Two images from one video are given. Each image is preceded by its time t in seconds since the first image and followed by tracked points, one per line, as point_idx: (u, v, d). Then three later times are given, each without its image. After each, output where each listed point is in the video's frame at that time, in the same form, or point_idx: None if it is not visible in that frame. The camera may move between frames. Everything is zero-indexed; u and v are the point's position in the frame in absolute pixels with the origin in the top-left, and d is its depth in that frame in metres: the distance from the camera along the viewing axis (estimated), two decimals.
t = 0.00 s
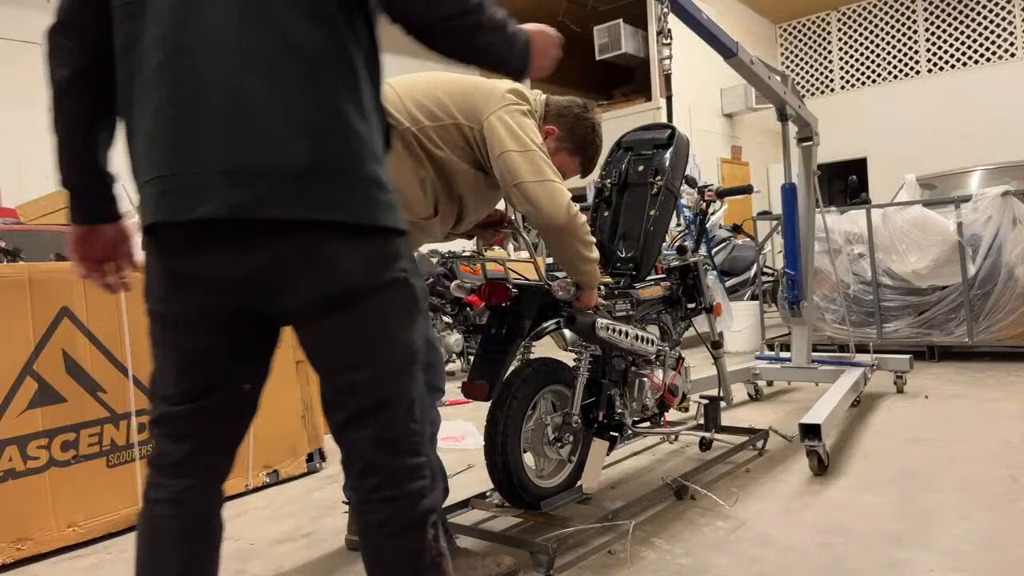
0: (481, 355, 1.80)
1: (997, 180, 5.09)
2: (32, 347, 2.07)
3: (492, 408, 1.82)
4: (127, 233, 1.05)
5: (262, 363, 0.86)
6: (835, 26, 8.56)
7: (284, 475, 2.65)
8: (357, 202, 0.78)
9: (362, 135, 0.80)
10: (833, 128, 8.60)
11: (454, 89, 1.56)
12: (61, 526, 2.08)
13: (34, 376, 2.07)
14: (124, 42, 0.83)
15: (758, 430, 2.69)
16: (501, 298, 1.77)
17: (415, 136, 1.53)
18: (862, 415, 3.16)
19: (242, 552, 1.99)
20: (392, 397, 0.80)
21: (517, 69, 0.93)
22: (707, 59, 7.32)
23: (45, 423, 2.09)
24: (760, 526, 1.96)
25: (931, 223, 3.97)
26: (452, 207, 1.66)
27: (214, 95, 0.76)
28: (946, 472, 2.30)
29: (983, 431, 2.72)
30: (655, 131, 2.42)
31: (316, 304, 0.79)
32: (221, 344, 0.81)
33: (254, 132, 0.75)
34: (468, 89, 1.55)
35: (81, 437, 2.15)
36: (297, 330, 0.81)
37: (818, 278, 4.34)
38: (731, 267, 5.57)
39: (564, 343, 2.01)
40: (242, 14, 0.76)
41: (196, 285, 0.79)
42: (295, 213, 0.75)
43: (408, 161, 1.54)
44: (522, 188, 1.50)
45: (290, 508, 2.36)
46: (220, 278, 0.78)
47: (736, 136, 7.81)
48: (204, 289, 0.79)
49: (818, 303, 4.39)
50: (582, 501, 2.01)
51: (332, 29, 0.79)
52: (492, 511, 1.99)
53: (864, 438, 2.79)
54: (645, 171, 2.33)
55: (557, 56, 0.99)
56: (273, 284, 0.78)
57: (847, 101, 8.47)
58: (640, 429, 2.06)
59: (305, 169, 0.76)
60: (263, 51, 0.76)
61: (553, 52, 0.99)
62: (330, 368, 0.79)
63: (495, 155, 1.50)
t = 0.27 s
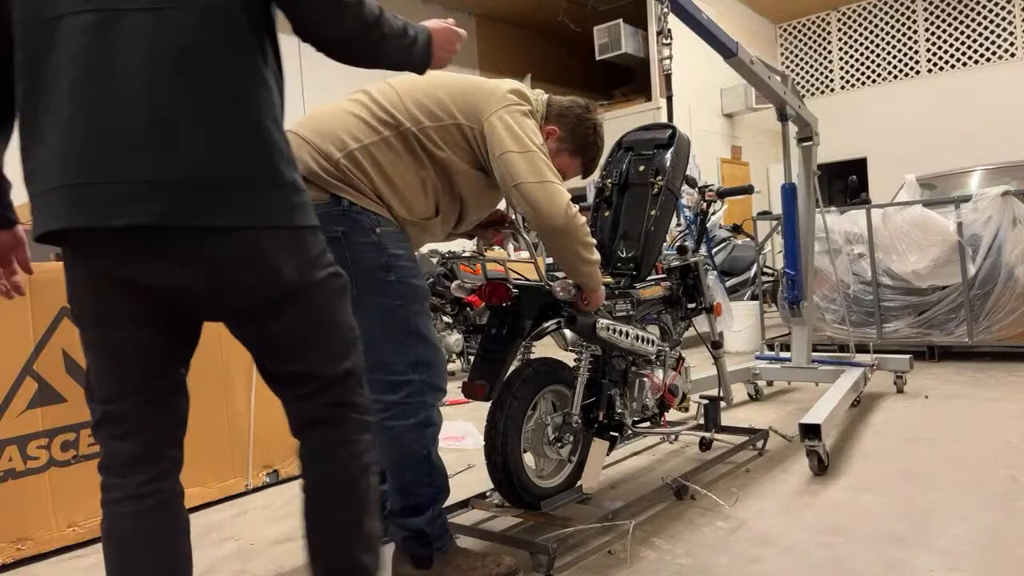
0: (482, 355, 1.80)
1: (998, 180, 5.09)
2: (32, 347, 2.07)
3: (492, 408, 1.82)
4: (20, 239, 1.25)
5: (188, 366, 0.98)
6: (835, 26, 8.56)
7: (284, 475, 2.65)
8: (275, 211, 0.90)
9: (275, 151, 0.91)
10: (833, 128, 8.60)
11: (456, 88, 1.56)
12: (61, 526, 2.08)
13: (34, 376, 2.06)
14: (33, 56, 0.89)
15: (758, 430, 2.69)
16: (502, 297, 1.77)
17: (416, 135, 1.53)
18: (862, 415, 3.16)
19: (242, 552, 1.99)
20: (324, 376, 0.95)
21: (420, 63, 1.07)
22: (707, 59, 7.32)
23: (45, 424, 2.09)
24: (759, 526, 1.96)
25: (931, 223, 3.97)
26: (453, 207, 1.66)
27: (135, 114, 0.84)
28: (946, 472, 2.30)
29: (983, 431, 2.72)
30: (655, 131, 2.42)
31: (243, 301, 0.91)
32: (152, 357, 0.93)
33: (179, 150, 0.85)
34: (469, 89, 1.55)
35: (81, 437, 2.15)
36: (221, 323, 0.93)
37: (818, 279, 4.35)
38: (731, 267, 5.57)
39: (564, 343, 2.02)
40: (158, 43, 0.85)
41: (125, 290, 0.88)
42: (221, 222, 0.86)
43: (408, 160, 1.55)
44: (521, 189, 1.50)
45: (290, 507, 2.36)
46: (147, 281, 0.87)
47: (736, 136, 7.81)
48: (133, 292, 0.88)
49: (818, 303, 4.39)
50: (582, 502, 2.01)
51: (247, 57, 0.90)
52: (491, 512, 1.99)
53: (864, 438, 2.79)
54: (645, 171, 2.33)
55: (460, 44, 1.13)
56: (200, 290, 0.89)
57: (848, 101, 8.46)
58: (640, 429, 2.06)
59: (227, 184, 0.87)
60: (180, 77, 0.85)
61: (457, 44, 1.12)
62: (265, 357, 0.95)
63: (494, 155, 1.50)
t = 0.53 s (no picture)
0: (482, 355, 1.81)
1: (997, 180, 5.10)
2: (32, 347, 2.07)
3: (492, 408, 1.82)
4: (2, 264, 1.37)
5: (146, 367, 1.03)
6: (835, 26, 8.56)
7: (284, 475, 2.65)
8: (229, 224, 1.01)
9: (226, 173, 1.02)
10: (833, 128, 8.60)
11: (457, 88, 1.56)
12: (61, 526, 2.08)
13: (34, 376, 2.06)
14: None
15: (758, 430, 2.69)
16: (502, 297, 1.77)
17: (416, 136, 1.54)
18: (862, 415, 3.16)
19: (242, 552, 1.99)
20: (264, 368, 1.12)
21: (374, 61, 1.22)
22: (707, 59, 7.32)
23: (45, 424, 2.09)
24: (759, 526, 1.96)
25: (931, 223, 3.97)
26: (454, 207, 1.66)
27: (100, 136, 0.93)
28: (946, 472, 2.30)
29: (984, 431, 2.72)
30: (654, 131, 2.42)
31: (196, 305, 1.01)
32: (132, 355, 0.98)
33: (144, 168, 0.94)
34: (469, 89, 1.56)
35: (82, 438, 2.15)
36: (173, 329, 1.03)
37: (818, 279, 4.35)
38: (731, 267, 5.57)
39: (564, 343, 2.02)
40: (127, 74, 0.94)
41: (102, 293, 0.95)
42: (180, 236, 0.96)
43: (409, 160, 1.55)
44: (522, 191, 1.49)
45: (289, 507, 2.36)
46: (109, 283, 0.95)
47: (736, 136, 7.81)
48: (108, 296, 0.95)
49: (818, 303, 4.39)
50: (582, 502, 2.01)
51: (203, 87, 1.01)
52: (491, 511, 1.99)
53: (864, 438, 2.79)
54: (645, 171, 2.33)
55: (407, 36, 1.27)
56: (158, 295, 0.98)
57: (848, 101, 8.46)
58: (640, 429, 2.06)
59: (186, 200, 0.97)
60: (145, 101, 0.95)
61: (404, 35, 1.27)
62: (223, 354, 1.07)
63: (495, 156, 1.50)
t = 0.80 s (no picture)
0: (483, 355, 1.81)
1: (998, 180, 5.09)
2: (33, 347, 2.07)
3: (492, 408, 1.82)
4: None
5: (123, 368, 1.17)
6: (835, 26, 8.56)
7: (284, 475, 2.66)
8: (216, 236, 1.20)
9: (213, 192, 1.21)
10: (833, 128, 8.60)
11: (459, 89, 1.57)
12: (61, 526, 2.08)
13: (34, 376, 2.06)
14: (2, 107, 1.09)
15: (758, 430, 2.69)
16: (502, 297, 1.77)
17: (419, 136, 1.54)
18: (862, 415, 3.16)
19: (242, 552, 1.99)
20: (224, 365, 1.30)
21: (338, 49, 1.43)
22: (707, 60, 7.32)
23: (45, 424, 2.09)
24: (759, 526, 1.96)
25: (931, 223, 3.96)
26: (456, 206, 1.66)
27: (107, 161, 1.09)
28: (947, 472, 2.30)
29: (984, 431, 2.72)
30: (654, 131, 2.42)
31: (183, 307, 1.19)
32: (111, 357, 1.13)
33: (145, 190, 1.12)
34: (471, 89, 1.56)
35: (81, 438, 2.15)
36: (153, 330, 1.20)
37: (818, 279, 4.35)
38: (731, 267, 5.57)
39: (564, 343, 2.02)
40: (128, 106, 1.12)
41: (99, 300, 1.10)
42: (177, 249, 1.14)
43: (411, 160, 1.55)
44: (524, 190, 1.49)
45: (289, 507, 2.36)
46: (110, 290, 1.11)
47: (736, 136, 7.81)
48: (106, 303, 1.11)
49: (818, 303, 4.39)
50: (582, 502, 2.01)
51: (193, 119, 1.19)
52: (491, 511, 1.99)
53: (864, 438, 2.79)
54: (644, 171, 2.33)
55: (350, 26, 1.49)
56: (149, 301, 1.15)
57: (848, 101, 8.46)
58: (640, 429, 2.06)
59: (179, 215, 1.15)
60: (144, 133, 1.13)
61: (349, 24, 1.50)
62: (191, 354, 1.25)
63: (497, 156, 1.50)
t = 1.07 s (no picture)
0: (483, 355, 1.80)
1: (998, 180, 5.09)
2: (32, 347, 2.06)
3: (492, 408, 1.82)
4: None
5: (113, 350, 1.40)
6: (835, 26, 8.56)
7: (284, 475, 2.66)
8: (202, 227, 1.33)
9: (204, 190, 1.37)
10: (833, 128, 8.60)
11: (460, 88, 1.56)
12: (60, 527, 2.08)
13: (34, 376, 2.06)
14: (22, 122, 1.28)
15: (758, 430, 2.69)
16: (503, 298, 1.77)
17: (420, 136, 1.54)
18: (862, 415, 3.16)
19: (242, 552, 1.99)
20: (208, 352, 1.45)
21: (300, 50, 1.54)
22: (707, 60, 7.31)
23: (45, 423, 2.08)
24: (759, 526, 1.96)
25: (931, 222, 3.96)
26: (457, 206, 1.65)
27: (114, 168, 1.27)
28: (947, 472, 2.30)
29: (984, 431, 2.72)
30: (655, 131, 2.42)
31: (171, 296, 1.33)
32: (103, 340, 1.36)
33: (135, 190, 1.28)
34: (472, 89, 1.55)
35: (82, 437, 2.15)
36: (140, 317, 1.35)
37: (818, 279, 4.35)
38: (731, 267, 5.57)
39: (564, 343, 2.02)
40: (129, 116, 1.28)
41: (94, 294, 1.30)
42: (174, 242, 1.30)
43: (412, 159, 1.55)
44: (523, 189, 1.48)
45: (290, 507, 2.36)
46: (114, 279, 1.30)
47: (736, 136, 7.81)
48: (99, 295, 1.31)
49: (817, 303, 4.40)
50: (582, 501, 2.01)
51: (185, 124, 1.35)
52: (491, 511, 1.99)
53: (864, 438, 2.79)
54: (646, 171, 2.33)
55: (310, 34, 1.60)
56: (141, 290, 1.31)
57: (847, 101, 8.46)
58: (640, 429, 2.06)
59: (165, 212, 1.30)
60: (133, 140, 1.28)
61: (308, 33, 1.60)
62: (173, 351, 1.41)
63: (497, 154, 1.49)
